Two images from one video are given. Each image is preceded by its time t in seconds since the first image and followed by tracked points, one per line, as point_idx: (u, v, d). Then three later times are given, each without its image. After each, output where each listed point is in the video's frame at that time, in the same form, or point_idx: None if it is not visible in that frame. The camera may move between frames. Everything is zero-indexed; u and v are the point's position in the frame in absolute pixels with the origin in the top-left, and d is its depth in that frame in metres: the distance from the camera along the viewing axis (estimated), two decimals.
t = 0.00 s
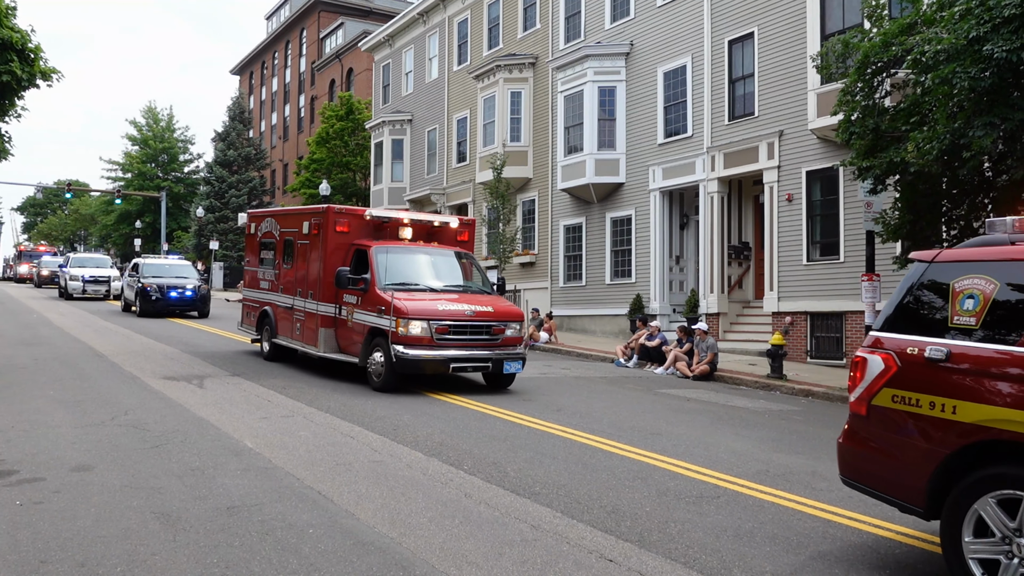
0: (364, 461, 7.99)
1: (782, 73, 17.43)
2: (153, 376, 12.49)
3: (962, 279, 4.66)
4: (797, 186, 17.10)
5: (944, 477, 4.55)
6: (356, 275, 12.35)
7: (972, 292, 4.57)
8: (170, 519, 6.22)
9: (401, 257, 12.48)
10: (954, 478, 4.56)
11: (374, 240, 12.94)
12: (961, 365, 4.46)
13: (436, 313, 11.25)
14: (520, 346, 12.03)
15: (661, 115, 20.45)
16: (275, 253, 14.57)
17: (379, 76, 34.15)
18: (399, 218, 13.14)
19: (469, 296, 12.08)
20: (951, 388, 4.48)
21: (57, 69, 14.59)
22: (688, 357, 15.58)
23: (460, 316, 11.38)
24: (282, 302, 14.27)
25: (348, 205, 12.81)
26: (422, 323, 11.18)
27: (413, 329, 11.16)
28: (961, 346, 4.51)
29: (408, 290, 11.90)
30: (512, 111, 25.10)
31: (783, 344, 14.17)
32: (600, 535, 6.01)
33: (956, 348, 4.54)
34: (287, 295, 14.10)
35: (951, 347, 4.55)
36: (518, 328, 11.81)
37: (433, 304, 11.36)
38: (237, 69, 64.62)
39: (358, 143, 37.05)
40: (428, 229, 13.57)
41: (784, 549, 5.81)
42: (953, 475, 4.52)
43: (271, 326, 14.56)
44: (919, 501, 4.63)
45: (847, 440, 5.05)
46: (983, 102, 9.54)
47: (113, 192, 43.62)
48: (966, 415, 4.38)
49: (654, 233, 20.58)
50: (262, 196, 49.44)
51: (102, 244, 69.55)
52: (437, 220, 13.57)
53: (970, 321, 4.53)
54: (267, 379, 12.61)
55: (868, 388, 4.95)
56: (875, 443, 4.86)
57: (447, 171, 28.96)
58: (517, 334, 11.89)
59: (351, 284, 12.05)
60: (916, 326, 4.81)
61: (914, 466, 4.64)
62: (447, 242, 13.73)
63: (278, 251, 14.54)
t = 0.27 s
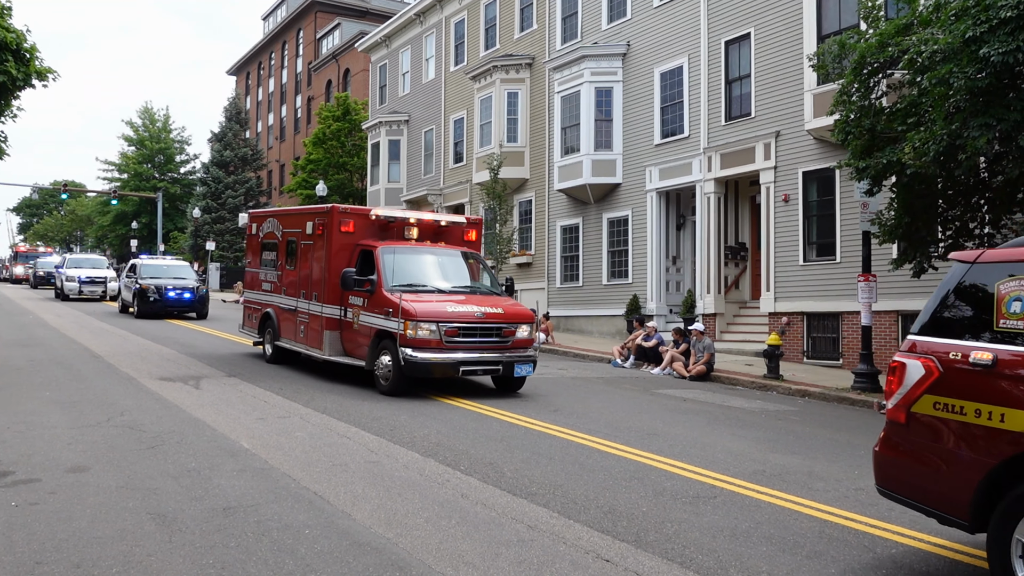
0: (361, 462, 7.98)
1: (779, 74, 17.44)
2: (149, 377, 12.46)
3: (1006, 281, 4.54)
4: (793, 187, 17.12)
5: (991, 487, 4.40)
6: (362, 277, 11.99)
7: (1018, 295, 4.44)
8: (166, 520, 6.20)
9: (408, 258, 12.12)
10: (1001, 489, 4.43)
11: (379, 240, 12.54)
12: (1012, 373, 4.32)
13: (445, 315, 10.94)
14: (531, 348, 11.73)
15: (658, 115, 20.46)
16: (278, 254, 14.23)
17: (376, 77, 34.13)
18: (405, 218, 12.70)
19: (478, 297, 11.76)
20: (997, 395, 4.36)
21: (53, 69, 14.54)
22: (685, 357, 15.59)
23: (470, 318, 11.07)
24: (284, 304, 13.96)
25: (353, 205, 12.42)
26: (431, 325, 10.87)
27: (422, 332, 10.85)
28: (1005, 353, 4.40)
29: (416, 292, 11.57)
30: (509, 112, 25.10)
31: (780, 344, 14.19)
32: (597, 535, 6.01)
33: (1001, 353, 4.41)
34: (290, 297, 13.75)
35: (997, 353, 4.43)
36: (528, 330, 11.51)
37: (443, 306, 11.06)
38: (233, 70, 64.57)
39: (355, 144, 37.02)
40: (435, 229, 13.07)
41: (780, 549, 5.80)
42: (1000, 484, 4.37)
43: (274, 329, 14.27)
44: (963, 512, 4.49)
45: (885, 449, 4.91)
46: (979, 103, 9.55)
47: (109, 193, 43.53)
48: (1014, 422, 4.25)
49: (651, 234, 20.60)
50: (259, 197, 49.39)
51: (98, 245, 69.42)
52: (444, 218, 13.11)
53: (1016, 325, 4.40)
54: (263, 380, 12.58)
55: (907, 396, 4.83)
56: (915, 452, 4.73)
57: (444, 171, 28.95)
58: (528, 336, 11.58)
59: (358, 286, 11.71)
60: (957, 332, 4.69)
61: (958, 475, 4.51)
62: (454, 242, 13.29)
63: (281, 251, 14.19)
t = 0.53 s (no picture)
0: (355, 463, 7.97)
1: (774, 74, 17.47)
2: (143, 378, 12.42)
3: None
4: (788, 187, 17.13)
5: None
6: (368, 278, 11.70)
7: None
8: (160, 521, 6.19)
9: (414, 258, 11.79)
10: None
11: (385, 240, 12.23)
12: None
13: (454, 317, 10.61)
14: (540, 350, 11.42)
15: (653, 116, 20.48)
16: (280, 255, 13.89)
17: (371, 77, 34.12)
18: (412, 218, 12.43)
19: (486, 299, 11.45)
20: None
21: (47, 69, 14.51)
22: (680, 358, 15.59)
23: (480, 320, 10.74)
24: (287, 306, 13.63)
25: (359, 204, 12.08)
26: (440, 327, 10.54)
27: (430, 334, 10.52)
28: None
29: (423, 293, 11.26)
30: (504, 112, 25.09)
31: (775, 344, 14.20)
32: (592, 536, 6.01)
33: None
34: (292, 297, 13.45)
35: None
36: (538, 332, 11.20)
37: (451, 307, 10.73)
38: (228, 70, 64.50)
39: (350, 144, 36.99)
40: (441, 228, 12.82)
41: (776, 549, 5.81)
42: None
43: (276, 330, 13.97)
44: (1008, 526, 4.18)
45: (923, 460, 4.61)
46: (974, 103, 9.54)
47: (104, 194, 43.44)
48: None
49: (646, 234, 20.60)
50: (254, 198, 49.34)
51: (93, 246, 69.31)
52: (451, 219, 12.85)
53: None
54: (258, 381, 12.55)
55: (947, 403, 4.54)
56: (955, 461, 4.44)
57: (439, 171, 28.93)
58: (537, 339, 11.28)
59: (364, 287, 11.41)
60: (997, 334, 4.47)
61: (1003, 486, 4.20)
62: (461, 242, 13.04)
63: (283, 252, 13.85)
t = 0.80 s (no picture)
0: (349, 464, 7.96)
1: (767, 75, 17.51)
2: (136, 379, 12.38)
3: None
4: (782, 187, 17.17)
5: None
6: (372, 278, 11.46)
7: None
8: (153, 523, 6.17)
9: (419, 259, 11.59)
10: None
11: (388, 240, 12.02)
12: None
13: (461, 319, 10.37)
14: (549, 353, 11.19)
15: (647, 116, 20.49)
16: (280, 256, 13.65)
17: (364, 78, 34.08)
18: (416, 218, 12.24)
19: (492, 300, 11.25)
20: None
21: (39, 70, 14.47)
22: (674, 358, 15.62)
23: (487, 322, 10.51)
24: (287, 308, 13.40)
25: (362, 203, 11.86)
26: (446, 329, 10.30)
27: (436, 336, 10.29)
28: None
29: (429, 294, 11.04)
30: (498, 112, 25.09)
31: (768, 344, 14.23)
32: (586, 535, 6.02)
33: None
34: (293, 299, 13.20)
35: None
36: (547, 335, 10.97)
37: (458, 308, 10.49)
38: (221, 70, 64.35)
39: (343, 145, 36.94)
40: (445, 229, 12.62)
41: (770, 549, 5.81)
42: None
43: (276, 333, 13.71)
44: None
45: (969, 468, 4.43)
46: (965, 103, 9.56)
47: (96, 194, 43.28)
48: None
49: (639, 234, 20.62)
50: (247, 198, 49.23)
51: (85, 247, 69.07)
52: (455, 218, 12.66)
53: None
54: (252, 382, 12.51)
55: (992, 410, 4.35)
56: (1002, 469, 4.26)
57: (433, 172, 28.91)
58: (546, 342, 11.05)
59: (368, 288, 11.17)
60: None
61: None
62: (465, 242, 12.84)
63: (283, 252, 13.61)
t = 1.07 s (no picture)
0: (343, 465, 7.95)
1: (759, 75, 17.55)
2: (129, 381, 12.34)
3: None
4: (774, 188, 17.20)
5: None
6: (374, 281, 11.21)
7: None
8: (146, 526, 6.16)
9: (423, 261, 11.34)
10: None
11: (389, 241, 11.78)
12: None
13: (466, 322, 10.13)
14: (556, 355, 10.95)
15: (639, 117, 20.52)
16: (279, 257, 13.39)
17: (357, 79, 34.06)
18: (418, 218, 11.98)
19: (498, 302, 11.00)
20: None
21: (30, 71, 14.42)
22: (667, 358, 15.64)
23: (493, 325, 10.27)
24: (286, 311, 13.16)
25: (363, 204, 11.63)
26: (451, 333, 10.06)
27: (441, 340, 10.04)
28: None
29: (433, 296, 10.79)
30: (491, 113, 25.09)
31: (761, 345, 14.26)
32: (579, 536, 6.02)
33: None
34: (292, 302, 12.95)
35: None
36: (554, 337, 10.72)
37: (463, 311, 10.25)
38: (214, 72, 64.20)
39: (336, 146, 36.89)
40: (448, 229, 12.37)
41: (764, 549, 5.82)
42: None
43: (275, 337, 13.47)
44: None
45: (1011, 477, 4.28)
46: (956, 103, 9.59)
47: (88, 196, 43.13)
48: None
49: (632, 235, 20.65)
50: (240, 200, 49.15)
51: (77, 249, 68.82)
52: (458, 218, 12.41)
53: None
54: (245, 384, 12.48)
55: None
56: None
57: (426, 173, 28.89)
58: (553, 344, 10.81)
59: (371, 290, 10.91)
60: None
61: None
62: (467, 242, 12.60)
63: (282, 254, 13.36)
